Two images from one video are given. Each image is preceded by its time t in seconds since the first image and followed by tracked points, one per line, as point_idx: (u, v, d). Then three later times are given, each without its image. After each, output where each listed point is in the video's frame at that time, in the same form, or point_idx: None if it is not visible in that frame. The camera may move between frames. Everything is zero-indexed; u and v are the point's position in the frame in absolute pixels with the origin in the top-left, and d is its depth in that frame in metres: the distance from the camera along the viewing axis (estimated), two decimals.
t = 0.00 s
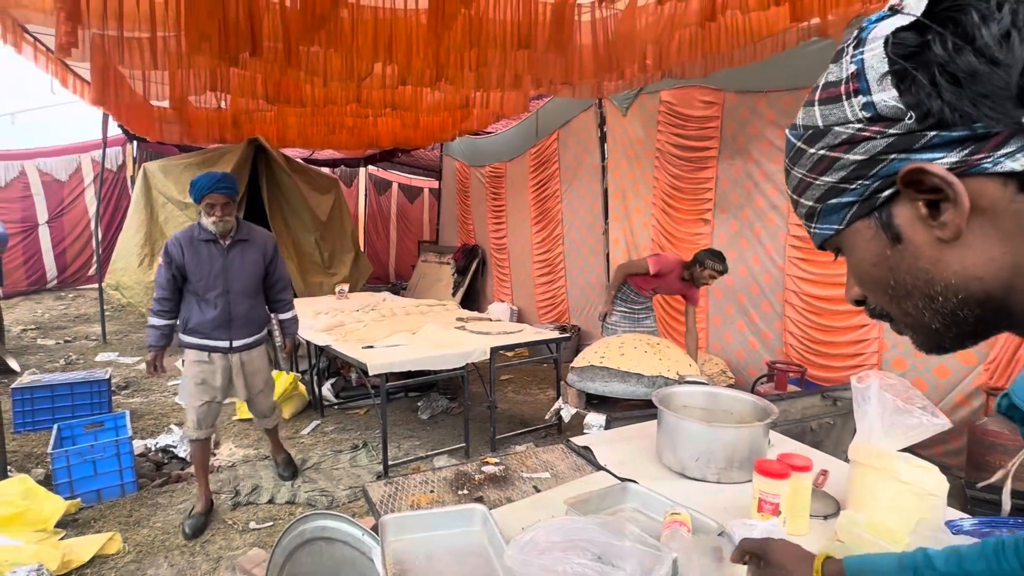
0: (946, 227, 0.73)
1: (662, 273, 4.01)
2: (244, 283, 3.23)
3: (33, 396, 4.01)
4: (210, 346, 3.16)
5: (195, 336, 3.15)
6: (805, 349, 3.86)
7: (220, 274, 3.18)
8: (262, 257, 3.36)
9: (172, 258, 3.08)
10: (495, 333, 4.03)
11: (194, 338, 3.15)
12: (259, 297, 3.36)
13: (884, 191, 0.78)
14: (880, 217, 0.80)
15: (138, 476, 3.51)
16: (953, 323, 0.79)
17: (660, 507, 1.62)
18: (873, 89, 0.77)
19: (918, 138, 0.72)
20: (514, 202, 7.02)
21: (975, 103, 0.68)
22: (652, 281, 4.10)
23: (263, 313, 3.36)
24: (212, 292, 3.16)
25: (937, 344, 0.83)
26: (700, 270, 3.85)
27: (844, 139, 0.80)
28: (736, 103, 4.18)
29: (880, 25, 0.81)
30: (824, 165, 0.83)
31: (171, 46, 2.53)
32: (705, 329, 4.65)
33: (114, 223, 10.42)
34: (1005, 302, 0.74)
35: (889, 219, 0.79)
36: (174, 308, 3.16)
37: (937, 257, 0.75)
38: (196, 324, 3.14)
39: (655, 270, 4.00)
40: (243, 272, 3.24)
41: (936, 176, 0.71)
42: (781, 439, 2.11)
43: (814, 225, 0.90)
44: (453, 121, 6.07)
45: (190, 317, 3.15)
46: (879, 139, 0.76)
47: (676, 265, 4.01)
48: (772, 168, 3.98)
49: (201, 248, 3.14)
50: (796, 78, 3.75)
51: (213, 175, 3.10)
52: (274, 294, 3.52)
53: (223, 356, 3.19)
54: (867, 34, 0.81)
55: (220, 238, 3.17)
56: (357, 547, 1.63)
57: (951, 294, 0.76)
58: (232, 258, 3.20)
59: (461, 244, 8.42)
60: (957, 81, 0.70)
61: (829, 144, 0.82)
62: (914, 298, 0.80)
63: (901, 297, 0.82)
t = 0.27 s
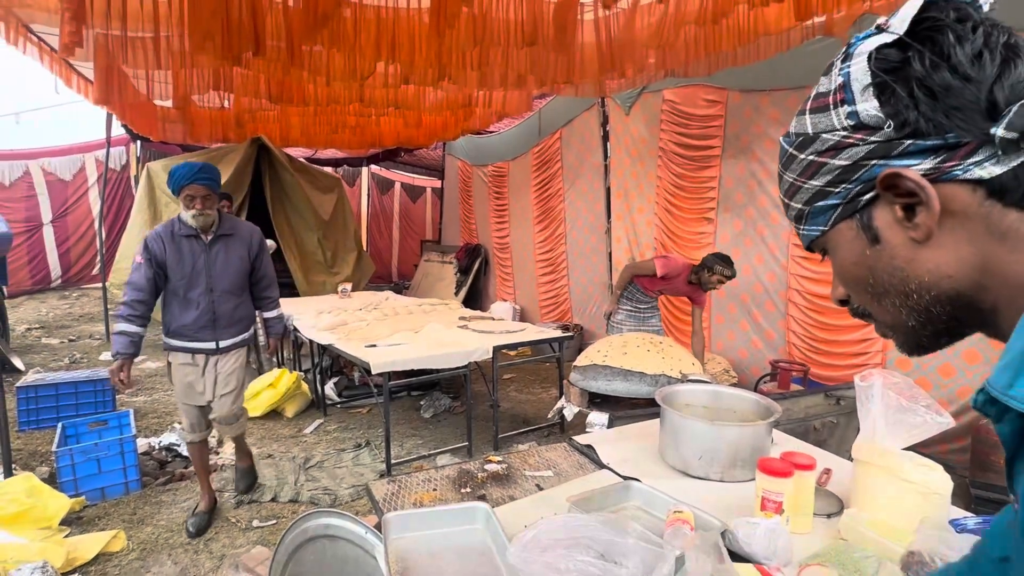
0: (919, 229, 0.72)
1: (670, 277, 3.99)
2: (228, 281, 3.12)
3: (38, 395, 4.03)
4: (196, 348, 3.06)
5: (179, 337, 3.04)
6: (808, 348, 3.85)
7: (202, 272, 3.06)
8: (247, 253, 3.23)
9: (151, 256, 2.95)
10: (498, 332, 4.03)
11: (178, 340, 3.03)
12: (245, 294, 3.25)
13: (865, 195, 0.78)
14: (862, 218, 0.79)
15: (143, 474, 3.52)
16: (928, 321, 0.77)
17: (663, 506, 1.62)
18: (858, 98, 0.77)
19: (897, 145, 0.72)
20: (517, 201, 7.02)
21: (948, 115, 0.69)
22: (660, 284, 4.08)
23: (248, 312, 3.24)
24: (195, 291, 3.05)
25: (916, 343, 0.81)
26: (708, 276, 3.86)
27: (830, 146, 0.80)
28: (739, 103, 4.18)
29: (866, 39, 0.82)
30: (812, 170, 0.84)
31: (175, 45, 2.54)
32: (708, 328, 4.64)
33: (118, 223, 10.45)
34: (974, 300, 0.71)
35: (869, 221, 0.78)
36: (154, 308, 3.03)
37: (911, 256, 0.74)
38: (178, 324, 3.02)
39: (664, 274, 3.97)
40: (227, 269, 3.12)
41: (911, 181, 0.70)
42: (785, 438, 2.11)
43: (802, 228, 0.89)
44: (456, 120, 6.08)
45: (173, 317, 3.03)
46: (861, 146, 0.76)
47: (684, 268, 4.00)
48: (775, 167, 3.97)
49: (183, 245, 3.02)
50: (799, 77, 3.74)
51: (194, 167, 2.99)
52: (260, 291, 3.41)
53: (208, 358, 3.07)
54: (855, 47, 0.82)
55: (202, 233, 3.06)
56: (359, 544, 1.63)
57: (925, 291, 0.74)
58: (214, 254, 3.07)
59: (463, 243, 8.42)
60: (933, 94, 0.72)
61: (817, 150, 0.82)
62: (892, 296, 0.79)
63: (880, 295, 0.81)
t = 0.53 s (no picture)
0: (892, 236, 0.72)
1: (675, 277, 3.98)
2: (220, 284, 2.88)
3: (40, 394, 4.04)
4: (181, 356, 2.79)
5: (164, 345, 2.78)
6: (810, 348, 3.84)
7: (193, 274, 2.83)
8: (242, 256, 3.01)
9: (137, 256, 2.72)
10: (499, 331, 4.03)
11: (164, 347, 2.78)
12: (237, 300, 3.01)
13: (843, 202, 0.77)
14: (840, 225, 0.79)
15: (145, 473, 3.53)
16: (901, 324, 0.76)
17: (663, 506, 1.62)
18: (838, 108, 0.77)
19: (873, 155, 0.72)
20: (518, 201, 7.02)
21: (923, 128, 0.70)
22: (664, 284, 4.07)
23: (241, 318, 3.00)
24: (184, 293, 2.81)
25: (890, 347, 0.80)
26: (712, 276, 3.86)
27: (811, 154, 0.80)
28: (741, 102, 4.17)
29: (848, 52, 0.82)
30: (795, 177, 0.83)
31: (176, 45, 2.55)
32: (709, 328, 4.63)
33: (120, 223, 10.48)
34: (944, 304, 0.71)
35: (846, 227, 0.78)
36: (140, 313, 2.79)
37: (886, 261, 0.74)
38: (165, 330, 2.77)
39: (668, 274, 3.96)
40: (219, 271, 2.89)
41: (885, 189, 0.71)
42: (785, 437, 2.11)
43: (785, 233, 0.88)
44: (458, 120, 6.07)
45: (159, 323, 2.79)
46: (841, 155, 0.76)
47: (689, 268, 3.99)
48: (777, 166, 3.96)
49: (172, 245, 2.80)
50: (801, 76, 3.73)
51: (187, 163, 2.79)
52: (254, 297, 3.17)
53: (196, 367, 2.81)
54: (838, 61, 0.83)
55: (193, 232, 2.84)
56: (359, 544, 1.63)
57: (897, 294, 0.74)
58: (206, 255, 2.85)
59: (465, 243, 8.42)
60: (909, 108, 0.72)
61: (800, 157, 0.82)
62: (867, 299, 0.79)
63: (856, 298, 0.80)
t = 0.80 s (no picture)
0: (870, 237, 0.72)
1: (678, 277, 3.98)
2: (213, 288, 2.77)
3: (43, 393, 4.05)
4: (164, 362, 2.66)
5: (149, 350, 2.65)
6: (812, 347, 3.83)
7: (184, 276, 2.70)
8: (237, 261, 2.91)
9: (125, 255, 2.59)
10: (501, 331, 4.02)
11: (149, 353, 2.65)
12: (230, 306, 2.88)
13: (822, 204, 0.77)
14: (819, 226, 0.79)
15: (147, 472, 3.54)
16: (881, 324, 0.76)
17: (663, 505, 1.62)
18: (816, 110, 0.77)
19: (851, 157, 0.72)
20: (520, 200, 7.01)
21: (899, 130, 0.71)
22: (667, 284, 4.06)
23: (233, 325, 2.88)
24: (173, 297, 2.68)
25: (873, 345, 0.80)
26: (714, 276, 3.87)
27: (790, 155, 0.79)
28: (743, 101, 4.16)
29: (824, 52, 0.82)
30: (774, 177, 0.82)
31: (179, 44, 2.55)
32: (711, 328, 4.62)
33: (123, 222, 10.50)
34: (925, 305, 0.70)
35: (825, 229, 0.78)
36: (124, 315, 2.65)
37: (864, 264, 0.74)
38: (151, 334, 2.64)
39: (671, 273, 3.96)
40: (213, 275, 2.77)
41: (863, 191, 0.71)
42: (786, 437, 2.10)
43: (767, 233, 0.88)
44: (461, 119, 6.07)
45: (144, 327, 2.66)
46: (819, 156, 0.76)
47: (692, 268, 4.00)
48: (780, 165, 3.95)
49: (164, 245, 2.68)
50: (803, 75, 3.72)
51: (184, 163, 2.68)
52: (246, 303, 3.06)
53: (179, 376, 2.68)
54: (815, 61, 0.82)
55: (187, 233, 2.73)
56: (362, 543, 1.63)
57: (876, 296, 0.73)
58: (199, 258, 2.73)
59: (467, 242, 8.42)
60: (885, 110, 0.73)
61: (778, 159, 0.81)
62: (848, 300, 0.78)
63: (836, 300, 0.80)
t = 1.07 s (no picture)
0: (878, 232, 0.72)
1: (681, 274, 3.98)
2: (196, 304, 2.64)
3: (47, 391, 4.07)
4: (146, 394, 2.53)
5: (131, 375, 2.50)
6: (814, 347, 3.83)
7: (164, 293, 2.56)
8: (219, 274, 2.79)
9: (98, 274, 2.42)
10: (504, 330, 4.03)
11: (131, 379, 2.50)
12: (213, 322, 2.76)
13: (832, 198, 0.78)
14: (829, 221, 0.79)
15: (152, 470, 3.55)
16: (883, 320, 0.76)
17: (666, 504, 1.62)
18: (831, 105, 0.77)
19: (862, 152, 0.72)
20: (523, 199, 7.01)
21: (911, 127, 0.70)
22: (671, 281, 4.06)
23: (219, 343, 2.76)
24: (154, 316, 2.54)
25: (872, 341, 0.80)
26: (717, 275, 3.86)
27: (803, 149, 0.80)
28: (746, 100, 4.15)
29: (841, 48, 0.82)
30: (786, 171, 0.83)
31: (182, 44, 2.56)
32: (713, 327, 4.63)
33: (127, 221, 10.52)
34: (927, 303, 0.71)
35: (834, 223, 0.78)
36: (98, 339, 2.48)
37: (870, 259, 0.74)
38: (132, 358, 2.49)
39: (674, 271, 3.96)
40: (196, 290, 2.65)
41: (873, 186, 0.71)
42: (789, 436, 2.11)
43: (776, 226, 0.88)
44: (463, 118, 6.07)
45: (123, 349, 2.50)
46: (831, 151, 0.76)
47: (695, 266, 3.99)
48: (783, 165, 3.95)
49: (140, 260, 2.53)
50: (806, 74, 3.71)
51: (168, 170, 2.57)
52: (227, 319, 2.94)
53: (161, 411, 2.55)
54: (832, 56, 0.82)
55: (166, 246, 2.59)
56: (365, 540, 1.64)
57: (880, 291, 0.74)
58: (179, 273, 2.60)
59: (470, 241, 8.42)
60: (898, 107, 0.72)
61: (791, 153, 0.81)
62: (852, 295, 0.78)
63: (841, 294, 0.80)
